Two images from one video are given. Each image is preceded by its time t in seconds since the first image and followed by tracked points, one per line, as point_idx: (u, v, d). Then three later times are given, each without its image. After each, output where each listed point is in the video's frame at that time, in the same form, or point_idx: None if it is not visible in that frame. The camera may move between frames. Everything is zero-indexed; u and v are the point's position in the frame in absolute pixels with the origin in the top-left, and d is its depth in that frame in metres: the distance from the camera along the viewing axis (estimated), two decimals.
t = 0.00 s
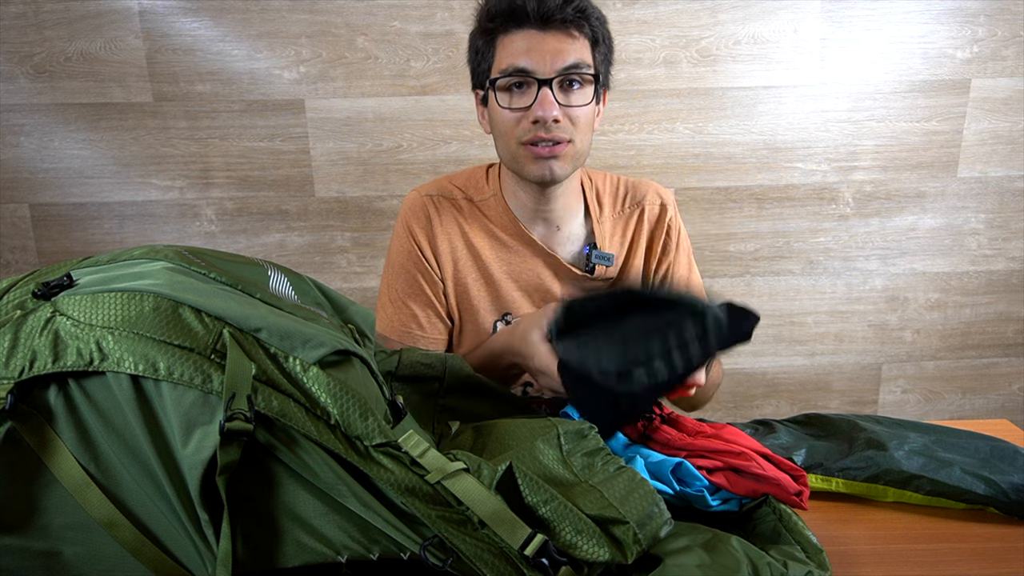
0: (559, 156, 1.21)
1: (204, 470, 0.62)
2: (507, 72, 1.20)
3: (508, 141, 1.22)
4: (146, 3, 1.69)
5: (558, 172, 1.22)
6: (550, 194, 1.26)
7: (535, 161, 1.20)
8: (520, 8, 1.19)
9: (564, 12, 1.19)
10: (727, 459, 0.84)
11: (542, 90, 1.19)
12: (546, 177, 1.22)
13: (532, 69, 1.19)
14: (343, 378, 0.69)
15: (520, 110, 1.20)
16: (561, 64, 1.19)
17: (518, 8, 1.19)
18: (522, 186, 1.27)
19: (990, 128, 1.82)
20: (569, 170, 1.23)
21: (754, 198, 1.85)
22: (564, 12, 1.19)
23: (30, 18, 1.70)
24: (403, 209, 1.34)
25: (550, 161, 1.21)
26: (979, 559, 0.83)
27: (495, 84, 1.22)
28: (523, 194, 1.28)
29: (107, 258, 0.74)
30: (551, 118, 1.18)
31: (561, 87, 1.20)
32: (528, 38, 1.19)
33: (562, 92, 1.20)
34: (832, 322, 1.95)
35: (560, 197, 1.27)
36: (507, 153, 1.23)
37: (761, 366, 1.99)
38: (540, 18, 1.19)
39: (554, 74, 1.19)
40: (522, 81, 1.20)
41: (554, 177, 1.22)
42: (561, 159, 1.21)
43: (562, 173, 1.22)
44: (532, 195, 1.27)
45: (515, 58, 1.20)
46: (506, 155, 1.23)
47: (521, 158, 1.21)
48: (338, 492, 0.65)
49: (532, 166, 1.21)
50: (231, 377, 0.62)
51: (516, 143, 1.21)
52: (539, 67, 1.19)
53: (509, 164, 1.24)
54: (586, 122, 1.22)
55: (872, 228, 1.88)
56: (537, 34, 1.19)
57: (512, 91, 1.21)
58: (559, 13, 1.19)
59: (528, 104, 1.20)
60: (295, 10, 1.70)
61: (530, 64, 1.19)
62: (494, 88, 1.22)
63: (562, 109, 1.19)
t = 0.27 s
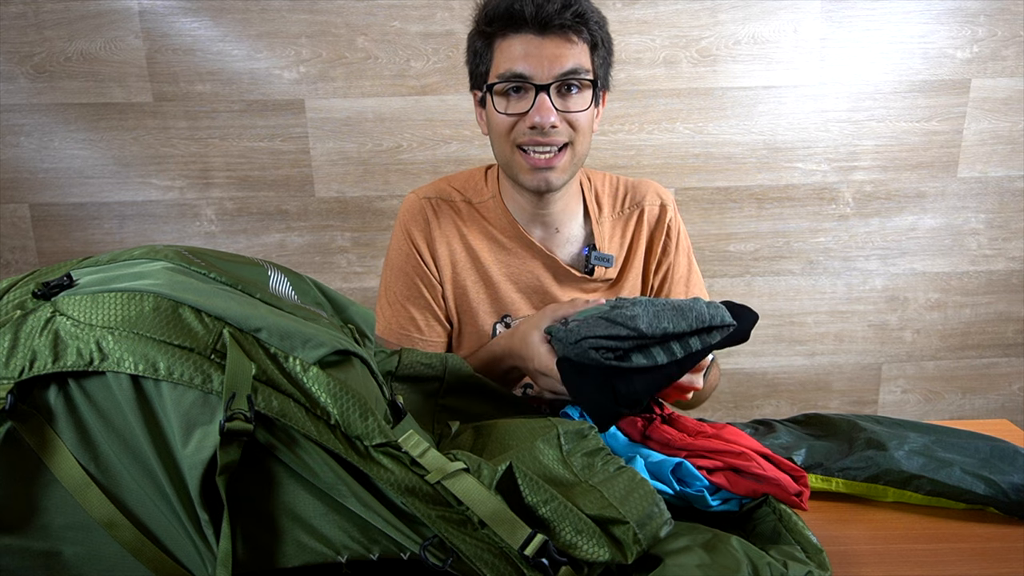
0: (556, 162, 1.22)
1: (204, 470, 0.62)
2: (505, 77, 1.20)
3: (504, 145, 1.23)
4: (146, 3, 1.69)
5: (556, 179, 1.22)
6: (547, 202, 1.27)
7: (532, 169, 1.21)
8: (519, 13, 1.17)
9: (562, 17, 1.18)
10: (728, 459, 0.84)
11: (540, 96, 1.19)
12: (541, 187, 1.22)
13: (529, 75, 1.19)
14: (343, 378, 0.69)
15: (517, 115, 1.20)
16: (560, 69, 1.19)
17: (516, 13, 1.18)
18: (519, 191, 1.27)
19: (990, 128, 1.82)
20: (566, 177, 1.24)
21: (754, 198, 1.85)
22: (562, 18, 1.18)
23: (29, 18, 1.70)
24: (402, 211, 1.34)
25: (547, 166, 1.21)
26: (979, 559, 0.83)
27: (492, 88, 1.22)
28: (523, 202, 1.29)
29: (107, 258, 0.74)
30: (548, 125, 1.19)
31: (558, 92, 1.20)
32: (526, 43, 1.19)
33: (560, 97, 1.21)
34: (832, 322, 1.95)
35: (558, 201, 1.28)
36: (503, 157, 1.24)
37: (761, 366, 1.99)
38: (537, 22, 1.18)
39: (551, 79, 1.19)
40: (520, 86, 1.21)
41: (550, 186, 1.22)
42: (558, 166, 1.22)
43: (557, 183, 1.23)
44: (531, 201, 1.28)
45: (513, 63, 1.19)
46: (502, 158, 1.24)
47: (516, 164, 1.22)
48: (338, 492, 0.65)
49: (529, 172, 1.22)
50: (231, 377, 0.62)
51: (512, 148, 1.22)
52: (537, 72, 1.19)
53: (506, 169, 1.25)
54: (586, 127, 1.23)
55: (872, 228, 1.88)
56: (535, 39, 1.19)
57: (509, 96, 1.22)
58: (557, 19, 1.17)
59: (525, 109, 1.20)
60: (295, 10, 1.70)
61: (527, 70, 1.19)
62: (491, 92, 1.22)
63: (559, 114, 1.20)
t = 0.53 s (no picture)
0: (557, 160, 1.21)
1: (204, 470, 0.62)
2: (504, 77, 1.20)
3: (506, 145, 1.22)
4: (146, 3, 1.69)
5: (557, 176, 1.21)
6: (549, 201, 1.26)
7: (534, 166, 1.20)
8: (517, 12, 1.18)
9: (561, 15, 1.18)
10: (728, 459, 0.84)
11: (540, 94, 1.19)
12: (543, 181, 1.21)
13: (529, 73, 1.19)
14: (343, 378, 0.69)
15: (518, 115, 1.20)
16: (560, 67, 1.19)
17: (515, 11, 1.18)
18: (521, 192, 1.27)
19: (990, 128, 1.82)
20: (566, 174, 1.23)
21: (754, 198, 1.85)
22: (562, 15, 1.18)
23: (29, 18, 1.70)
24: (402, 212, 1.34)
25: (548, 164, 1.20)
26: (980, 559, 0.83)
27: (492, 88, 1.21)
28: (523, 203, 1.29)
29: (107, 258, 0.74)
30: (550, 123, 1.17)
31: (558, 90, 1.20)
32: (525, 42, 1.19)
33: (561, 95, 1.20)
34: (832, 322, 1.95)
35: (559, 202, 1.28)
36: (505, 157, 1.23)
37: (761, 366, 1.99)
38: (537, 21, 1.18)
39: (551, 78, 1.19)
40: (520, 85, 1.20)
41: (551, 181, 1.22)
42: (559, 164, 1.21)
43: (559, 178, 1.22)
44: (533, 202, 1.27)
45: (512, 61, 1.19)
46: (504, 159, 1.23)
47: (518, 162, 1.21)
48: (338, 492, 0.65)
49: (531, 170, 1.21)
50: (231, 377, 0.62)
51: (513, 147, 1.21)
52: (536, 70, 1.19)
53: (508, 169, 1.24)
54: (586, 126, 1.22)
55: (872, 228, 1.88)
56: (534, 37, 1.19)
57: (510, 96, 1.21)
58: (555, 16, 1.18)
59: (526, 108, 1.20)
60: (295, 10, 1.70)
61: (527, 68, 1.19)
62: (491, 92, 1.21)
63: (560, 113, 1.19)
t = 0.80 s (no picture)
0: (558, 162, 1.21)
1: (204, 470, 0.62)
2: (504, 80, 1.20)
3: (506, 148, 1.22)
4: (146, 3, 1.69)
5: (557, 179, 1.22)
6: (551, 201, 1.26)
7: (535, 169, 1.21)
8: (516, 15, 1.18)
9: (560, 17, 1.18)
10: (727, 459, 0.84)
11: (540, 98, 1.19)
12: (544, 187, 1.22)
13: (529, 76, 1.19)
14: (343, 378, 0.69)
15: (518, 118, 1.20)
16: (559, 69, 1.19)
17: (513, 14, 1.18)
18: (521, 193, 1.27)
19: (990, 128, 1.82)
20: (567, 177, 1.24)
21: (755, 198, 1.85)
22: (560, 18, 1.18)
23: (29, 18, 1.69)
24: (403, 212, 1.34)
25: (549, 168, 1.21)
26: (979, 559, 0.83)
27: (492, 91, 1.22)
28: (523, 201, 1.29)
29: (107, 258, 0.74)
30: (551, 126, 1.18)
31: (558, 92, 1.20)
32: (524, 44, 1.19)
33: (561, 98, 1.20)
34: (832, 322, 1.95)
35: (559, 202, 1.28)
36: (505, 160, 1.23)
37: (761, 366, 1.99)
38: (535, 23, 1.18)
39: (551, 80, 1.19)
40: (520, 88, 1.20)
41: (552, 187, 1.23)
42: (560, 167, 1.22)
43: (559, 183, 1.23)
44: (533, 202, 1.27)
45: (512, 64, 1.19)
46: (504, 161, 1.23)
47: (519, 165, 1.22)
48: (338, 492, 0.65)
49: (531, 174, 1.21)
50: (231, 377, 0.62)
51: (514, 150, 1.21)
52: (536, 73, 1.19)
53: (508, 171, 1.24)
54: (586, 127, 1.22)
55: (872, 228, 1.88)
56: (533, 40, 1.19)
57: (510, 99, 1.21)
58: (555, 19, 1.18)
59: (527, 111, 1.20)
60: (295, 10, 1.70)
61: (527, 71, 1.19)
62: (491, 95, 1.22)
63: (560, 115, 1.19)
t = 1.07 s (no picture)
0: (559, 165, 1.21)
1: (204, 470, 0.62)
2: (506, 83, 1.20)
3: (508, 150, 1.22)
4: (146, 3, 1.69)
5: (558, 182, 1.22)
6: (551, 201, 1.26)
7: (535, 173, 1.21)
8: (519, 19, 1.18)
9: (563, 22, 1.18)
10: (727, 458, 0.84)
11: (542, 103, 1.19)
12: (545, 188, 1.22)
13: (531, 81, 1.19)
14: (343, 377, 0.69)
15: (521, 122, 1.20)
16: (561, 74, 1.18)
17: (516, 18, 1.18)
18: (522, 194, 1.27)
19: (990, 128, 1.82)
20: (569, 179, 1.23)
21: (754, 198, 1.85)
22: (564, 22, 1.18)
23: (29, 18, 1.70)
24: (403, 212, 1.34)
25: (551, 171, 1.21)
26: (979, 559, 0.83)
27: (495, 95, 1.22)
28: (523, 203, 1.28)
29: (107, 258, 0.74)
30: (552, 131, 1.18)
31: (561, 96, 1.20)
32: (527, 48, 1.18)
33: (562, 103, 1.20)
34: (832, 322, 1.95)
35: (560, 203, 1.28)
36: (507, 163, 1.23)
37: (761, 366, 1.99)
38: (538, 28, 1.18)
39: (554, 84, 1.19)
40: (521, 92, 1.20)
41: (553, 187, 1.22)
42: (561, 170, 1.21)
43: (561, 185, 1.22)
44: (534, 203, 1.27)
45: (515, 68, 1.19)
46: (506, 163, 1.24)
47: (520, 168, 1.22)
48: (338, 492, 0.65)
49: (532, 176, 1.22)
50: (231, 377, 0.62)
51: (516, 152, 1.22)
52: (538, 78, 1.19)
53: (509, 173, 1.24)
54: (587, 131, 1.21)
55: (872, 228, 1.88)
56: (536, 44, 1.19)
57: (512, 102, 1.21)
58: (558, 24, 1.18)
59: (528, 115, 1.20)
60: (295, 10, 1.70)
61: (529, 75, 1.19)
62: (494, 98, 1.22)
63: (563, 120, 1.19)
